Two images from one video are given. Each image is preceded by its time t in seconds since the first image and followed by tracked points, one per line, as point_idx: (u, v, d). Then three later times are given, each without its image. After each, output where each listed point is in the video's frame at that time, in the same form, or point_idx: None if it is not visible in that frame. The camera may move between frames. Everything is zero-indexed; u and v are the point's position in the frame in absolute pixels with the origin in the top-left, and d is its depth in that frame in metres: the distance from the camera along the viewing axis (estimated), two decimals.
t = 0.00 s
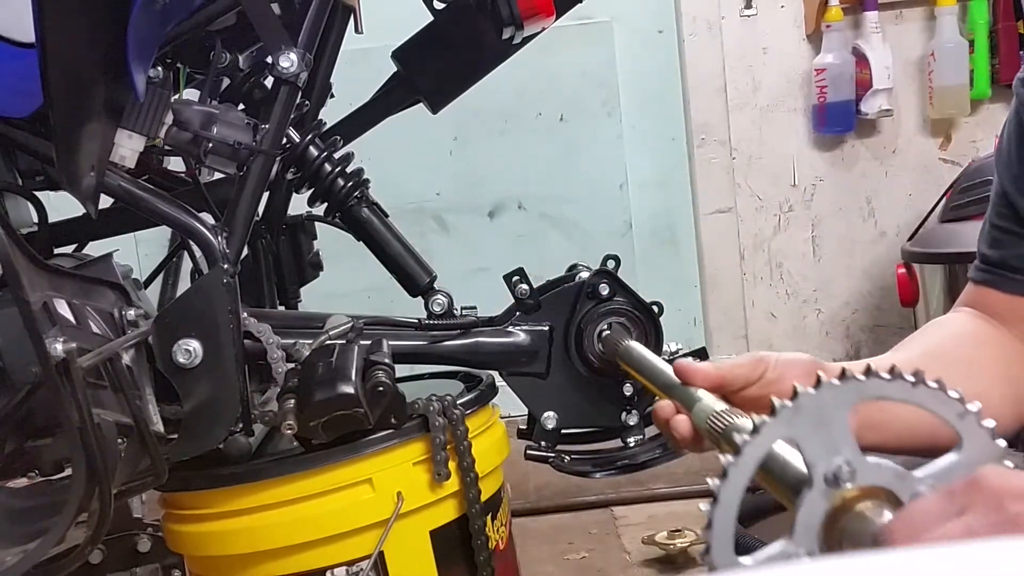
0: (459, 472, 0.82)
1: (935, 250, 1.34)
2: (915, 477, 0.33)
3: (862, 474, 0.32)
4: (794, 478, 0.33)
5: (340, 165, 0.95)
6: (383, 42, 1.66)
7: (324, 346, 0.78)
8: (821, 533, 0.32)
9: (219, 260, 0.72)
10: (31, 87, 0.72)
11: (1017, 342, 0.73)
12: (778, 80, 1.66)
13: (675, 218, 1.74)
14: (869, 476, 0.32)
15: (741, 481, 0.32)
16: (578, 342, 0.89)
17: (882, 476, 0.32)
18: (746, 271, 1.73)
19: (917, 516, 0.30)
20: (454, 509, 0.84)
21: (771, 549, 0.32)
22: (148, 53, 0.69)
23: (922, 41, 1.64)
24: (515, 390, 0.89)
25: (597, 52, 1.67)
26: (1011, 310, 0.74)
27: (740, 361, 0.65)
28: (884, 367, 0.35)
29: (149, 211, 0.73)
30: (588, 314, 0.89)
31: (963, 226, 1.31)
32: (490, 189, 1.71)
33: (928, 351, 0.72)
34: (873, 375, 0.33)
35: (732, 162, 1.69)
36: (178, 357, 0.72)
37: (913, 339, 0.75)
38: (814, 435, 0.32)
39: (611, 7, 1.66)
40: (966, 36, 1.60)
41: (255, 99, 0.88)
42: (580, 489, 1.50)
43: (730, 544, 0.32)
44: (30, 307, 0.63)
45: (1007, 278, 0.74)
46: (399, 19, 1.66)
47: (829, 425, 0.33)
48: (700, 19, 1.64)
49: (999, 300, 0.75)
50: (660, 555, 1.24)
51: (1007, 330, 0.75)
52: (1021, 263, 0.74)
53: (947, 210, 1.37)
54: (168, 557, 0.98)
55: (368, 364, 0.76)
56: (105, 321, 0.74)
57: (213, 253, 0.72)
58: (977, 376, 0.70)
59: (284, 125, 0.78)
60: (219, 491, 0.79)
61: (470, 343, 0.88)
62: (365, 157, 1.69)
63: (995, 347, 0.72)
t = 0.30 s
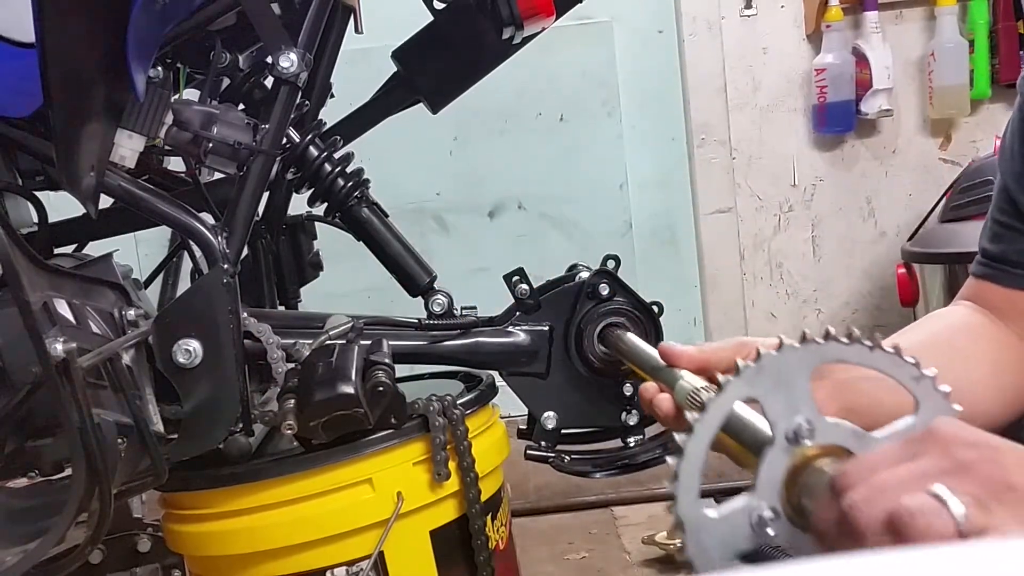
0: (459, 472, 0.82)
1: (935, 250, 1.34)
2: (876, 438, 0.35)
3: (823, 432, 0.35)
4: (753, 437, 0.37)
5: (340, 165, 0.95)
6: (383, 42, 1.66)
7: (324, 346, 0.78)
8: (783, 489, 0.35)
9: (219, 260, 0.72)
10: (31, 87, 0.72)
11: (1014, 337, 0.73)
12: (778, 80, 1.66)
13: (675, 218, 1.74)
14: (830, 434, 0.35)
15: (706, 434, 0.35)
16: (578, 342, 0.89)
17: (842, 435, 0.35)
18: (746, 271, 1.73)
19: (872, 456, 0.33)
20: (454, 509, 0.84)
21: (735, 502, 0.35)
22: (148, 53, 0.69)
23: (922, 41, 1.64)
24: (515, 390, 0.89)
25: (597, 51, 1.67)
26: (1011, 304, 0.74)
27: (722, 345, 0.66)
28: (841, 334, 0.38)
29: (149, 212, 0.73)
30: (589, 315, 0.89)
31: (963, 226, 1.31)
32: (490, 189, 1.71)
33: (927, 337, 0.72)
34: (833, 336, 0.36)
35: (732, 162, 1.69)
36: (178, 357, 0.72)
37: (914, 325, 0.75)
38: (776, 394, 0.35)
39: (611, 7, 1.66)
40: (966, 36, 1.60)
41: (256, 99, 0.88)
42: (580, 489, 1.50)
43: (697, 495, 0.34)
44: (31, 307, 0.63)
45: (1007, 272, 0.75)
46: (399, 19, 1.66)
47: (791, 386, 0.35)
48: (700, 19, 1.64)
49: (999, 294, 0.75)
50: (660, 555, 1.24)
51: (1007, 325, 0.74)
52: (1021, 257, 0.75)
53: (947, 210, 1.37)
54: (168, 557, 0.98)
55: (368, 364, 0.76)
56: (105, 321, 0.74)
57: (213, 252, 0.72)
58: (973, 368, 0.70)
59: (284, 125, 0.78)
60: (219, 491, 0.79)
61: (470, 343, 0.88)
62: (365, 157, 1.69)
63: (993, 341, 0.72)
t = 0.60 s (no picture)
0: (459, 472, 0.82)
1: (935, 250, 1.34)
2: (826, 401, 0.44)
3: (774, 397, 0.44)
4: (719, 405, 0.45)
5: (340, 165, 0.94)
6: (383, 42, 1.66)
7: (324, 346, 0.78)
8: (743, 449, 0.44)
9: (219, 260, 0.72)
10: (31, 87, 0.72)
11: (1007, 333, 0.77)
12: (778, 80, 1.66)
13: (675, 218, 1.74)
14: (781, 400, 0.44)
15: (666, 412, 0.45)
16: (578, 342, 0.89)
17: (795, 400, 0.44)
18: (746, 270, 1.73)
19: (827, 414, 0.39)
20: (454, 509, 0.84)
21: (703, 467, 0.45)
22: (148, 53, 0.69)
23: (922, 41, 1.64)
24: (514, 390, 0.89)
25: (597, 51, 1.67)
26: (1006, 299, 0.77)
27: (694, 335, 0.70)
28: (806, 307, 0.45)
29: (149, 211, 0.73)
30: (589, 314, 0.89)
31: (963, 226, 1.31)
32: (490, 189, 1.71)
33: (917, 328, 0.76)
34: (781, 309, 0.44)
35: (732, 162, 1.69)
36: (178, 357, 0.72)
37: (915, 315, 0.79)
38: (732, 366, 0.44)
39: (611, 7, 1.66)
40: (966, 36, 1.60)
41: (256, 99, 0.88)
42: (580, 489, 1.50)
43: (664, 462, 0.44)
44: (31, 307, 0.63)
45: (1005, 266, 0.77)
46: (399, 19, 1.66)
47: (746, 356, 0.44)
48: (700, 19, 1.64)
49: (995, 288, 0.78)
50: (660, 555, 1.24)
51: (1002, 321, 0.77)
52: (1019, 252, 0.77)
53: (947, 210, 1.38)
54: (168, 557, 0.98)
55: (368, 364, 0.76)
56: (105, 321, 0.74)
57: (213, 253, 0.72)
58: (957, 359, 0.74)
59: (284, 125, 0.78)
60: (219, 491, 0.79)
61: (470, 343, 0.88)
62: (366, 156, 1.69)
63: (981, 336, 0.76)
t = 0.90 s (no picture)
0: (459, 472, 0.82)
1: (935, 250, 1.34)
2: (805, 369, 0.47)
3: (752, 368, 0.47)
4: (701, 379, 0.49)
5: (340, 165, 0.94)
6: (383, 42, 1.66)
7: (324, 346, 0.78)
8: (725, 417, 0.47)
9: (219, 260, 0.72)
10: (31, 87, 0.72)
11: (1007, 334, 0.77)
12: (778, 80, 1.66)
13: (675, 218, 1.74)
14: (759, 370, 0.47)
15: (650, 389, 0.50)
16: (578, 342, 0.89)
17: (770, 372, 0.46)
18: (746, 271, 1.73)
19: (811, 375, 0.41)
20: (454, 509, 0.84)
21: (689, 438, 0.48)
22: (148, 53, 0.69)
23: (922, 41, 1.64)
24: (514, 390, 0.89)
25: (597, 51, 1.67)
26: (1006, 302, 0.78)
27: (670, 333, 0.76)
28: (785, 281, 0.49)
29: (149, 211, 0.73)
30: (589, 314, 0.89)
31: (963, 226, 1.31)
32: (490, 189, 1.71)
33: (921, 324, 0.76)
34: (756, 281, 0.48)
35: (732, 162, 1.69)
36: (178, 357, 0.72)
37: (920, 312, 0.79)
38: (710, 339, 0.48)
39: (611, 7, 1.66)
40: (966, 36, 1.60)
41: (256, 99, 0.88)
42: (580, 489, 1.50)
43: (648, 436, 0.49)
44: (30, 307, 0.63)
45: (1004, 268, 0.79)
46: (399, 20, 1.66)
47: (724, 328, 0.48)
48: (700, 19, 1.63)
49: (995, 291, 0.79)
50: (660, 555, 1.24)
51: (1002, 323, 0.78)
52: (1016, 254, 0.79)
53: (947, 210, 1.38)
54: (168, 557, 0.98)
55: (368, 364, 0.76)
56: (105, 321, 0.74)
57: (213, 253, 0.72)
58: (959, 354, 0.74)
59: (284, 125, 0.78)
60: (219, 491, 0.79)
61: (470, 343, 0.88)
62: (366, 157, 1.69)
63: (983, 336, 0.76)
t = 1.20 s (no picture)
0: (459, 472, 0.82)
1: (935, 250, 1.34)
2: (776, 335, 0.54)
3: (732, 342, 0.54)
4: (688, 360, 0.54)
5: (340, 165, 0.95)
6: (383, 42, 1.66)
7: (324, 346, 0.78)
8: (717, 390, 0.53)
9: (219, 260, 0.72)
10: (31, 87, 0.72)
11: (1007, 335, 0.77)
12: (778, 80, 1.66)
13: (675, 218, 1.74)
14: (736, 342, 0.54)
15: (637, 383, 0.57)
16: (578, 341, 0.89)
17: (752, 342, 0.54)
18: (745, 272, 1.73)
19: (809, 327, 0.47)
20: (454, 509, 0.84)
21: (686, 418, 0.55)
22: (148, 52, 0.69)
23: (922, 41, 1.64)
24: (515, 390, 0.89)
25: (597, 51, 1.67)
26: (1006, 303, 0.78)
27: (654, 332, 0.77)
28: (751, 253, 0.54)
29: (149, 211, 0.73)
30: (589, 314, 0.89)
31: (963, 226, 1.31)
32: (490, 189, 1.71)
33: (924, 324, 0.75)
34: (721, 259, 0.54)
35: (732, 162, 1.69)
36: (178, 357, 0.72)
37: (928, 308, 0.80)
38: (689, 319, 0.54)
39: (611, 6, 1.66)
40: (966, 36, 1.60)
41: (256, 99, 0.88)
42: (580, 489, 1.50)
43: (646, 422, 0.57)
44: (31, 307, 0.63)
45: (1004, 269, 0.79)
46: (399, 20, 1.66)
47: (700, 307, 0.55)
48: (700, 19, 1.64)
49: (996, 291, 0.79)
50: (660, 555, 1.24)
51: (1002, 325, 0.78)
52: (1017, 255, 0.79)
53: (947, 210, 1.38)
54: (168, 557, 0.98)
55: (368, 363, 0.76)
56: (105, 321, 0.74)
57: (213, 253, 0.72)
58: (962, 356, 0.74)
59: (284, 125, 0.78)
60: (219, 491, 0.79)
61: (469, 343, 0.88)
62: (366, 157, 1.69)
63: (983, 338, 0.76)
